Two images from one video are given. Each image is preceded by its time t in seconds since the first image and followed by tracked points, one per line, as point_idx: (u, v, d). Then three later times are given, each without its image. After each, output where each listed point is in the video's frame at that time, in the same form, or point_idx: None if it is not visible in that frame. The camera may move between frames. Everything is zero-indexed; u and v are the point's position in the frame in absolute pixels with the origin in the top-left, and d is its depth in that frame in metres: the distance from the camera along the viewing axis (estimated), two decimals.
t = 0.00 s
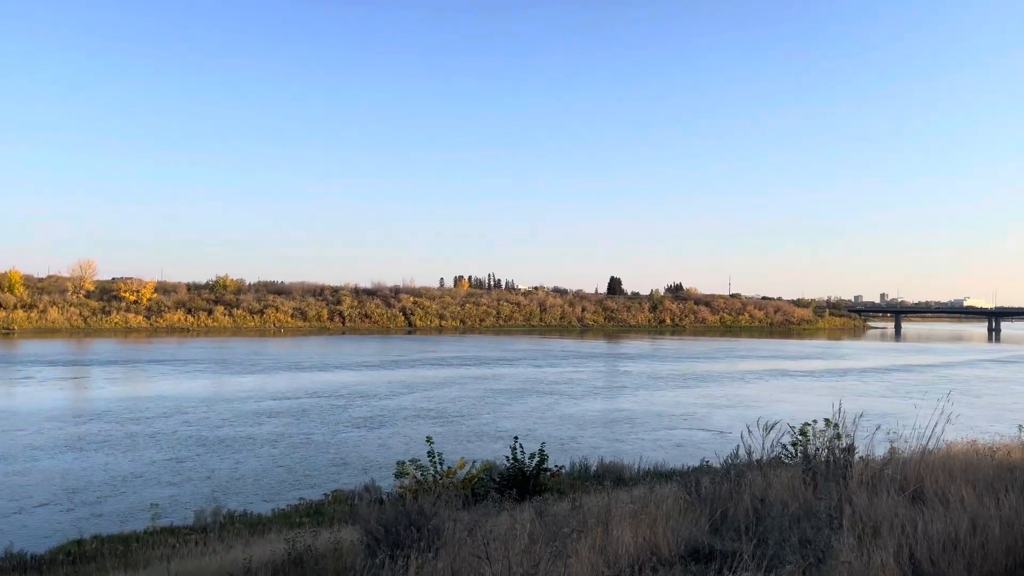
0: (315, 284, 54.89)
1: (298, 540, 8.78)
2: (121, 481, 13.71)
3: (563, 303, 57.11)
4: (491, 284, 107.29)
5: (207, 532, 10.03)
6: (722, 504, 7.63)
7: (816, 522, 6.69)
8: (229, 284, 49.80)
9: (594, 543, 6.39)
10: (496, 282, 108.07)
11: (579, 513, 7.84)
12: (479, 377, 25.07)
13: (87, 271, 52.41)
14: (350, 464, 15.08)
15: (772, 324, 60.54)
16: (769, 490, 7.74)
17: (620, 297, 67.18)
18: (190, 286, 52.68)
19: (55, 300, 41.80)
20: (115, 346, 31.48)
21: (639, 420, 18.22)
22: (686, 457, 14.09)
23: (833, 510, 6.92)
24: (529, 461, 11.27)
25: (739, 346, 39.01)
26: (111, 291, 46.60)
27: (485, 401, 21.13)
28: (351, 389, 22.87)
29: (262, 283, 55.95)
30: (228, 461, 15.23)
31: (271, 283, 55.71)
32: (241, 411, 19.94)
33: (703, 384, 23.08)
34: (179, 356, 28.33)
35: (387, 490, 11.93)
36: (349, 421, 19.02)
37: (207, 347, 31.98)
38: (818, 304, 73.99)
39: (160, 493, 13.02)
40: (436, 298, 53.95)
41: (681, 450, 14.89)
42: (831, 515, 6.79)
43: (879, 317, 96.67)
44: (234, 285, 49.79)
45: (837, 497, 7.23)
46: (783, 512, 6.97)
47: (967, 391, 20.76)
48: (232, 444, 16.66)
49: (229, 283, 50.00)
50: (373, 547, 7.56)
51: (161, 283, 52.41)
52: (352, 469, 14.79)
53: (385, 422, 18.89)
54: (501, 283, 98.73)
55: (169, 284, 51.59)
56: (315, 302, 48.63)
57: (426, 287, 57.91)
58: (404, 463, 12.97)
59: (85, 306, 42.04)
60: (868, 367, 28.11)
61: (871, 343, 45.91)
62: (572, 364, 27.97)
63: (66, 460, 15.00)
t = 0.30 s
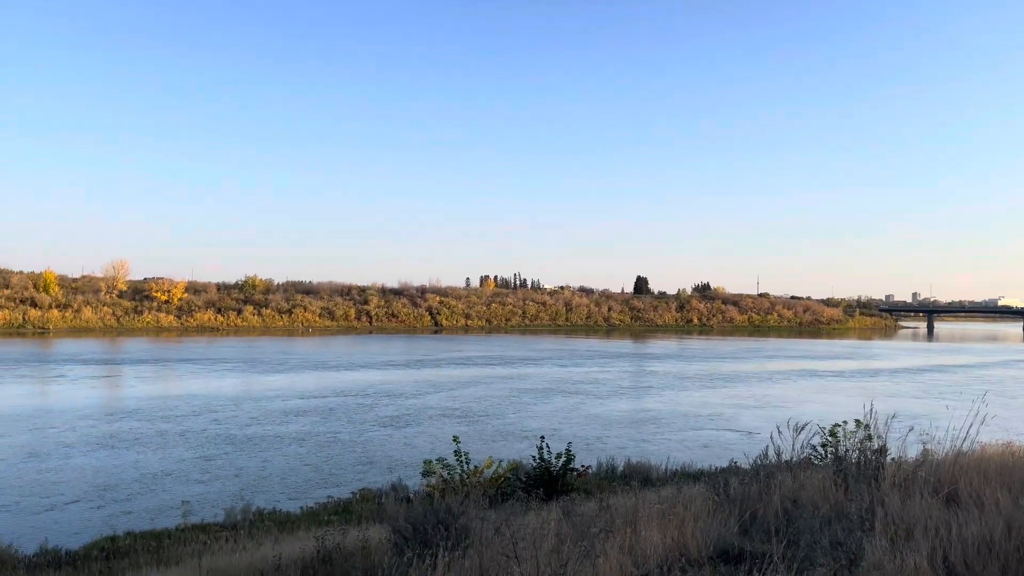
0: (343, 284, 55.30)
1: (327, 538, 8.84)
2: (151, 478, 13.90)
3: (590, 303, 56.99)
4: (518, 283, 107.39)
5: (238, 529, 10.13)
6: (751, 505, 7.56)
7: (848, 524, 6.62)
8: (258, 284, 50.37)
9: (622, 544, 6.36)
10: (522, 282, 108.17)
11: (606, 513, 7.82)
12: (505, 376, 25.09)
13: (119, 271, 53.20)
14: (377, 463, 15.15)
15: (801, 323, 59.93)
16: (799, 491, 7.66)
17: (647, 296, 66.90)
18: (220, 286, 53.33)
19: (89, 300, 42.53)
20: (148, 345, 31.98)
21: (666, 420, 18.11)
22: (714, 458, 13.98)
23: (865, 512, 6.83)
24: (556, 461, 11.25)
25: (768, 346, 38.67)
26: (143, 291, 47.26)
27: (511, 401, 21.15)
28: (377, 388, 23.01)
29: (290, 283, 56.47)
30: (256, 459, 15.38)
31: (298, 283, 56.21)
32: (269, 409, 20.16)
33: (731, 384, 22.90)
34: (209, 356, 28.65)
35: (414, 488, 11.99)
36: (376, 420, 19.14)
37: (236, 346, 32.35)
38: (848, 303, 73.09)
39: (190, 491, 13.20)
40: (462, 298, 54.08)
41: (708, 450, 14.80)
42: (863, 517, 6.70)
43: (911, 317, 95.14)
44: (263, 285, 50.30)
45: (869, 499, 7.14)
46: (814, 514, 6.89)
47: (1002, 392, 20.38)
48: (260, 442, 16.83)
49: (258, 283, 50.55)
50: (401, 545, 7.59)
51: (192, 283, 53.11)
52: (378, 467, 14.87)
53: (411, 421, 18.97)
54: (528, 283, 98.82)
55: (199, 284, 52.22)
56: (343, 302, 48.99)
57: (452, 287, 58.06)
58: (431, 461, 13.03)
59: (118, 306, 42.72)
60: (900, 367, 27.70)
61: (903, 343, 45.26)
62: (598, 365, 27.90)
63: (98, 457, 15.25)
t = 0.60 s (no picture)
0: (372, 284, 55.70)
1: (358, 537, 8.90)
2: (182, 476, 14.10)
3: (617, 303, 56.79)
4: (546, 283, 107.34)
5: (269, 526, 10.24)
6: (784, 507, 7.48)
7: (883, 527, 6.52)
8: (288, 283, 50.89)
9: (653, 544, 6.33)
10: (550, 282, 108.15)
11: (636, 513, 7.79)
12: (532, 376, 25.11)
13: (152, 271, 54.05)
14: (405, 463, 15.22)
15: (833, 323, 59.21)
16: (832, 493, 7.56)
17: (676, 296, 66.51)
18: (252, 286, 53.99)
19: (124, 300, 43.28)
20: (181, 344, 32.46)
21: (694, 421, 17.98)
22: (744, 459, 13.88)
23: (901, 516, 6.72)
24: (585, 461, 11.22)
25: (799, 346, 38.25)
26: (176, 291, 47.99)
27: (538, 401, 21.14)
28: (406, 388, 23.14)
29: (319, 283, 57.01)
30: (286, 458, 15.54)
31: (328, 283, 56.71)
32: (299, 408, 20.36)
33: (761, 385, 22.70)
34: (241, 355, 29.03)
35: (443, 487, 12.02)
36: (404, 419, 19.25)
37: (268, 345, 32.72)
38: (882, 302, 72.06)
39: (221, 489, 13.36)
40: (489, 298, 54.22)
41: (739, 452, 14.68)
42: (899, 521, 6.59)
43: (946, 316, 93.42)
44: (293, 285, 50.81)
45: (904, 502, 7.02)
46: (849, 517, 6.79)
47: None
48: (290, 441, 17.00)
49: (288, 283, 51.08)
50: (430, 544, 7.62)
51: (224, 283, 53.84)
52: (406, 467, 14.94)
53: (440, 420, 19.05)
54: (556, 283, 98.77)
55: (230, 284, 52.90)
56: (372, 302, 49.34)
57: (480, 287, 58.20)
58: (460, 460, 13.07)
59: (152, 306, 43.42)
60: (935, 368, 27.23)
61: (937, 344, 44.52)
62: (626, 365, 27.80)
63: (131, 455, 15.49)
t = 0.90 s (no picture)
0: (403, 284, 56.04)
1: (390, 535, 8.95)
2: (215, 474, 14.29)
3: (648, 302, 56.50)
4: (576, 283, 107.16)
5: (302, 524, 10.34)
6: (820, 509, 7.38)
7: (922, 531, 6.40)
8: (320, 283, 51.39)
9: (687, 546, 6.28)
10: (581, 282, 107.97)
11: (669, 514, 7.74)
12: (562, 376, 25.07)
13: (188, 272, 54.90)
14: (435, 462, 15.27)
15: (868, 322, 58.33)
16: (870, 495, 7.45)
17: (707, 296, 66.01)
18: (285, 287, 54.63)
19: (160, 300, 44.02)
20: (216, 344, 32.89)
21: (726, 422, 17.82)
22: (777, 460, 13.75)
23: (941, 520, 6.59)
24: (615, 461, 11.17)
25: (833, 346, 37.73)
26: (211, 291, 48.70)
27: (568, 401, 21.09)
28: (436, 387, 23.25)
29: (351, 283, 57.47)
30: (318, 457, 15.68)
31: (359, 283, 57.17)
32: (330, 407, 20.55)
33: (794, 385, 22.43)
34: (274, 354, 29.36)
35: (474, 487, 12.04)
36: (434, 418, 19.33)
37: (301, 345, 33.07)
38: (918, 302, 70.83)
39: (255, 487, 13.51)
40: (519, 298, 54.26)
41: (771, 453, 14.52)
42: (939, 525, 6.46)
43: (987, 316, 91.53)
44: (325, 285, 51.29)
45: (944, 505, 6.89)
46: (887, 520, 6.68)
47: None
48: (321, 440, 17.15)
49: (321, 283, 51.58)
50: (463, 543, 7.63)
51: (257, 283, 54.50)
52: (436, 466, 14.99)
53: (469, 420, 19.11)
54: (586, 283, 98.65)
55: (264, 284, 53.53)
56: (403, 302, 49.64)
57: (510, 287, 58.24)
58: (490, 460, 13.10)
59: (187, 306, 44.11)
60: (975, 368, 26.67)
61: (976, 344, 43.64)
62: (657, 365, 27.64)
63: (166, 453, 15.73)
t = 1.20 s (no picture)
0: (435, 284, 56.30)
1: (425, 534, 8.98)
2: (249, 472, 14.48)
3: (681, 302, 56.11)
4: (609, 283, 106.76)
5: (337, 522, 10.43)
6: (859, 511, 7.27)
7: (966, 534, 6.27)
8: (354, 283, 51.85)
9: (723, 547, 6.23)
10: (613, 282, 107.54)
11: (705, 515, 7.67)
12: (594, 376, 25.00)
13: (224, 272, 55.69)
14: (467, 461, 15.32)
15: (907, 322, 57.29)
16: (911, 497, 7.32)
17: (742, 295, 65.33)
18: (319, 287, 55.21)
19: (198, 301, 44.75)
20: (252, 344, 33.30)
21: (760, 422, 17.61)
22: (813, 461, 13.58)
23: (985, 523, 6.44)
24: (649, 462, 11.11)
25: (872, 346, 37.10)
26: (247, 291, 49.38)
27: (600, 401, 21.01)
28: (468, 387, 23.34)
29: (384, 283, 57.89)
30: (351, 455, 15.82)
31: (392, 283, 57.57)
32: (363, 406, 20.72)
33: (830, 385, 22.12)
34: (308, 354, 29.67)
35: (507, 486, 12.05)
36: (466, 418, 19.40)
37: (335, 344, 33.38)
38: (960, 301, 69.36)
39: (289, 485, 13.67)
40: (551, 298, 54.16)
41: (807, 454, 14.35)
42: (983, 529, 6.32)
43: None
44: (359, 285, 51.74)
45: (988, 508, 6.74)
46: (929, 523, 6.55)
47: None
48: (354, 438, 17.30)
49: (354, 283, 52.04)
50: (497, 542, 7.64)
51: (292, 283, 55.15)
52: (469, 465, 15.03)
53: (501, 419, 19.13)
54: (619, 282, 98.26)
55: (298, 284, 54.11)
56: (435, 302, 49.88)
57: (542, 287, 58.21)
58: (522, 459, 13.11)
59: (224, 305, 44.80)
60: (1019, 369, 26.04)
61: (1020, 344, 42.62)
62: (691, 365, 27.45)
63: (202, 451, 15.98)
